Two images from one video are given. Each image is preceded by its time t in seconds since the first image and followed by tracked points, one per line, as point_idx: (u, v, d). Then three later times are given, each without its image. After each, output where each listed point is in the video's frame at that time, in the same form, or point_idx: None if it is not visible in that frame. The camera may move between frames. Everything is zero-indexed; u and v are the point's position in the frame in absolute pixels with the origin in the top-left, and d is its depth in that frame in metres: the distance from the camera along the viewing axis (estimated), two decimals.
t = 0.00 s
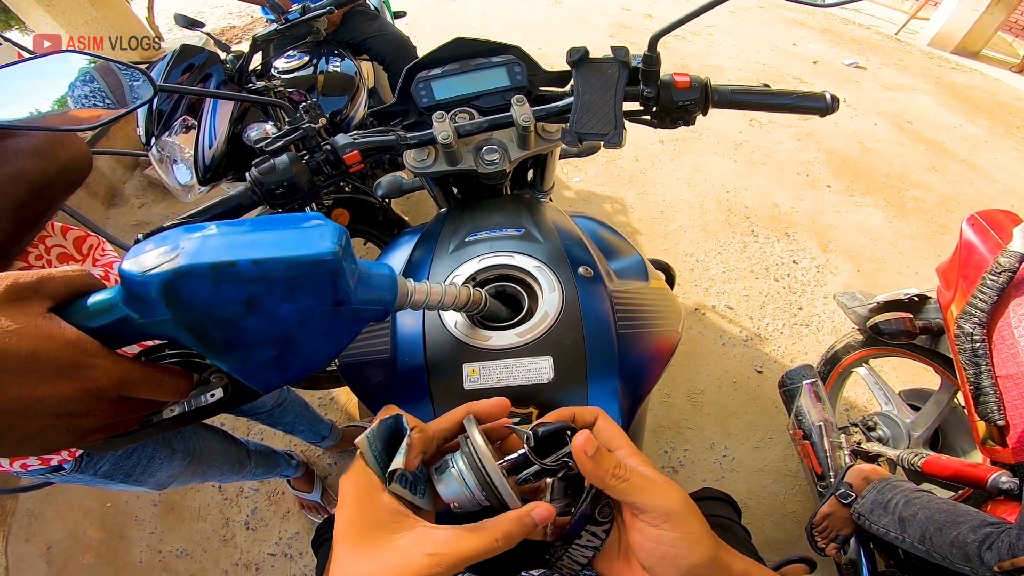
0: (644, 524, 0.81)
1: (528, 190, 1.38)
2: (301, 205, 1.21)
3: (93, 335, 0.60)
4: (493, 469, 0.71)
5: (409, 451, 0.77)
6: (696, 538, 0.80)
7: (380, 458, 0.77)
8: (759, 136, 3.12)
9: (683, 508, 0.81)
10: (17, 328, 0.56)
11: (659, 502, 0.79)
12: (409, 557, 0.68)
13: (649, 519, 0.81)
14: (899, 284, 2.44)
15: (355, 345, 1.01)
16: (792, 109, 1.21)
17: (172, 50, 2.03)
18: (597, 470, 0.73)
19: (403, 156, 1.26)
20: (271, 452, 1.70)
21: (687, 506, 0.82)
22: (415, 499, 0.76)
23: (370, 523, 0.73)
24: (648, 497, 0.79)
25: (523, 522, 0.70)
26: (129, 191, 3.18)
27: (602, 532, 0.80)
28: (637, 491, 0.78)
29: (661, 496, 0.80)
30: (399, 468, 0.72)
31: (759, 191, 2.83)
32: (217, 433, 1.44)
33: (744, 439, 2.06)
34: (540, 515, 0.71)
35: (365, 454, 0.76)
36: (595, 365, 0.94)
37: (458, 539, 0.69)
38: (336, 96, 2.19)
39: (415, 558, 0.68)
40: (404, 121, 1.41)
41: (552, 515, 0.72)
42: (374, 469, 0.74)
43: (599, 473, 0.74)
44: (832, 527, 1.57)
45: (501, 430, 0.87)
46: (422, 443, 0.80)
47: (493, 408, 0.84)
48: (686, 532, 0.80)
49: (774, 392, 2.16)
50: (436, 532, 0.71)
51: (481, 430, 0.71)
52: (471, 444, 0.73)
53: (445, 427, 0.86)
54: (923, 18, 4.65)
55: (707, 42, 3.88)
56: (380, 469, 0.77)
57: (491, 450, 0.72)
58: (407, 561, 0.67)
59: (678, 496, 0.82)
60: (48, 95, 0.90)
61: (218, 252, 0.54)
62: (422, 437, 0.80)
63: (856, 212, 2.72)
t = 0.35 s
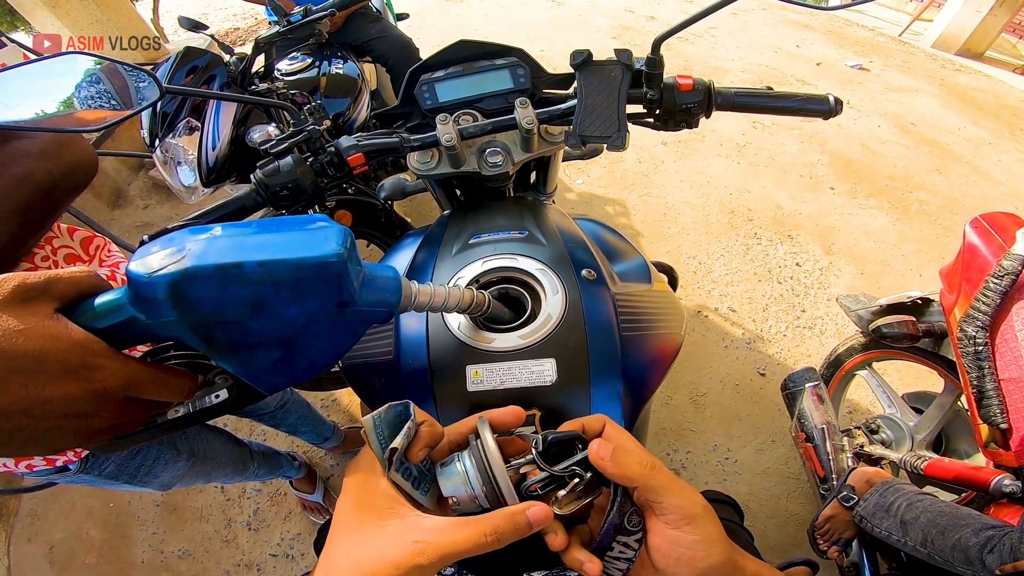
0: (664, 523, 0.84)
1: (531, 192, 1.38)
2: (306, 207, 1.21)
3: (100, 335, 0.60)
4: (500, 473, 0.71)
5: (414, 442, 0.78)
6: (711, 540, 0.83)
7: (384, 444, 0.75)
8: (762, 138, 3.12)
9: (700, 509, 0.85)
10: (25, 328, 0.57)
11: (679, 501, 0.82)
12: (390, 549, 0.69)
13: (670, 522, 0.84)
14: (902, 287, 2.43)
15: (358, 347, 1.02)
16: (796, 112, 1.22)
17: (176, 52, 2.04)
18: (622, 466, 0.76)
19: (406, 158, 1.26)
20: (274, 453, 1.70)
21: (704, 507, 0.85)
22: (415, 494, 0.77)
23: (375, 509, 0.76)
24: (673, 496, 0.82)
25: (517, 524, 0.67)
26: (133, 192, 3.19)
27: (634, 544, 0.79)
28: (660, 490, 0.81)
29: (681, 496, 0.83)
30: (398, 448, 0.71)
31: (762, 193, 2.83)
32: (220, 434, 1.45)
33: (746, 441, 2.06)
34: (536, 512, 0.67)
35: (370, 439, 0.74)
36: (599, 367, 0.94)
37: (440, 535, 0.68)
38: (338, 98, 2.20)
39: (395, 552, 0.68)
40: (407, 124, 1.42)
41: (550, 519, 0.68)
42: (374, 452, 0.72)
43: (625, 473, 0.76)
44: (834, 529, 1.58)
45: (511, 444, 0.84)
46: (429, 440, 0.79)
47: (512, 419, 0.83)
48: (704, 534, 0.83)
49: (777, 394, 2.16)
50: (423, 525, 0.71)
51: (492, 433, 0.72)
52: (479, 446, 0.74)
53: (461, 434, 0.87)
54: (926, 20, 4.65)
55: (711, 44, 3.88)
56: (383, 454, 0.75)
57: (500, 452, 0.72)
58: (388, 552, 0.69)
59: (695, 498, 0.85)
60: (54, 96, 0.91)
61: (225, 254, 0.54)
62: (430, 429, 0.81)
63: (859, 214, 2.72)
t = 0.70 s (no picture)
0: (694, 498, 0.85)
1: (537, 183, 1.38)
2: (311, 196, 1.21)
3: (105, 312, 0.60)
4: (524, 451, 0.72)
5: (438, 405, 0.78)
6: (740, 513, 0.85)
7: (408, 400, 0.73)
8: (767, 135, 3.10)
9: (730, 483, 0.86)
10: (27, 302, 0.56)
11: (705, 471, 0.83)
12: (389, 511, 0.70)
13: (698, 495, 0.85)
14: (908, 285, 2.42)
15: (362, 333, 1.02)
16: (802, 103, 1.21)
17: (185, 44, 2.05)
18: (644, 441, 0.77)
19: (412, 148, 1.26)
20: (276, 446, 1.70)
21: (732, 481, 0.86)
22: (430, 461, 0.76)
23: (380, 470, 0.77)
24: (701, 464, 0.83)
25: (532, 501, 0.66)
26: (136, 187, 3.20)
27: (654, 538, 0.79)
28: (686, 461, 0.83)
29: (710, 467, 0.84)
30: (422, 403, 0.70)
31: (766, 190, 2.82)
32: (222, 426, 1.45)
33: (750, 438, 2.05)
34: (551, 487, 0.67)
35: (394, 392, 0.71)
36: (606, 355, 0.93)
37: (442, 499, 0.69)
38: (344, 91, 2.20)
39: (394, 514, 0.69)
40: (412, 115, 1.41)
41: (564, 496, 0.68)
42: (397, 406, 0.70)
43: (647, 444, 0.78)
44: (840, 526, 1.57)
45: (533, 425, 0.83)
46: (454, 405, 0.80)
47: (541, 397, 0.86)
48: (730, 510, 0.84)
49: (781, 391, 2.15)
50: (426, 488, 0.71)
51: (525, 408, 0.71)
52: (503, 415, 0.74)
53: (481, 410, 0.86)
54: (933, 19, 4.62)
55: (716, 41, 3.86)
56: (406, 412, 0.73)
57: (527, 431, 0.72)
58: (387, 514, 0.70)
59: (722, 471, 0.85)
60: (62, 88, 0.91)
61: (232, 229, 0.54)
62: (456, 394, 0.80)
63: (865, 212, 2.70)
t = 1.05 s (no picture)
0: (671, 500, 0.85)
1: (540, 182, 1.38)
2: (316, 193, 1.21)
3: (111, 312, 0.61)
4: (536, 474, 0.73)
5: (458, 426, 0.78)
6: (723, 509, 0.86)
7: (430, 419, 0.75)
8: (774, 134, 3.09)
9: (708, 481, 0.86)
10: (36, 302, 0.57)
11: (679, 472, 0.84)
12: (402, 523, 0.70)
13: (675, 495, 0.86)
14: (914, 286, 2.41)
15: (365, 332, 1.02)
16: (808, 105, 1.20)
17: (191, 42, 2.06)
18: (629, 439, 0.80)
19: (416, 147, 1.26)
20: (279, 442, 1.71)
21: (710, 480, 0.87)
22: (443, 478, 0.76)
23: (394, 482, 0.77)
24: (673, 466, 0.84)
25: (537, 523, 0.66)
26: (143, 182, 3.21)
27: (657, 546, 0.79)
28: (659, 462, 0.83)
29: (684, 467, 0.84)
30: (443, 423, 0.71)
31: (771, 190, 2.81)
32: (226, 423, 1.46)
33: (752, 438, 2.05)
34: (558, 510, 0.67)
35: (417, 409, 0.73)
36: (608, 355, 0.93)
37: (455, 515, 0.69)
38: (350, 89, 2.19)
39: (406, 527, 0.69)
40: (417, 113, 1.41)
41: (571, 519, 0.68)
42: (418, 424, 0.72)
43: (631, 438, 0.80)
44: (841, 526, 1.57)
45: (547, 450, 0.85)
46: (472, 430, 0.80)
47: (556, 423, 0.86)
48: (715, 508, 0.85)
49: (784, 391, 2.15)
50: (439, 503, 0.71)
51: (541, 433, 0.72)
52: (518, 442, 0.75)
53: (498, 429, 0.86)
54: (943, 19, 4.59)
55: (722, 40, 3.85)
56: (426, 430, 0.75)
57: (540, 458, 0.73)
58: (399, 525, 0.70)
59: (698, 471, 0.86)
60: (68, 86, 0.91)
61: (236, 231, 0.54)
62: (476, 418, 0.81)
63: (871, 212, 2.69)
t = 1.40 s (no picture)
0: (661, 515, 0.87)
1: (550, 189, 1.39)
2: (329, 200, 1.22)
3: (137, 325, 0.62)
4: (546, 482, 0.74)
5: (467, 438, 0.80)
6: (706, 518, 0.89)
7: (439, 435, 0.76)
8: (780, 139, 3.09)
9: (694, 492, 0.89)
10: (64, 315, 0.58)
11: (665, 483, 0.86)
12: (417, 535, 0.71)
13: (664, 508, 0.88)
14: (920, 292, 2.41)
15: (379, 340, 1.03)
16: (820, 114, 1.21)
17: (204, 45, 2.10)
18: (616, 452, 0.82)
19: (427, 153, 1.27)
20: (286, 444, 1.73)
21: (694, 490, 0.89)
22: (454, 490, 0.77)
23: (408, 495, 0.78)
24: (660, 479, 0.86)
25: (547, 529, 0.67)
26: (152, 184, 3.23)
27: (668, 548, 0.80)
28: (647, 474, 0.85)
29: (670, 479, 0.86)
30: (453, 437, 0.73)
31: (777, 194, 2.81)
32: (235, 425, 1.47)
33: (756, 443, 2.05)
34: (567, 516, 0.68)
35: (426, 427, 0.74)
36: (619, 365, 0.94)
37: (469, 525, 0.70)
38: (358, 92, 2.21)
39: (422, 539, 0.70)
40: (427, 120, 1.43)
41: (579, 524, 0.69)
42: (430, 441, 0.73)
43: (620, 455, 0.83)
44: (845, 531, 1.57)
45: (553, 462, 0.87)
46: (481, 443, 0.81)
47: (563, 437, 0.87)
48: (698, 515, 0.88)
49: (789, 397, 2.15)
50: (452, 514, 0.72)
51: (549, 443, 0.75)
52: (527, 452, 0.76)
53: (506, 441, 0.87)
54: (950, 22, 4.58)
55: (729, 43, 3.85)
56: (436, 446, 0.75)
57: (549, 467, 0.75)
58: (414, 537, 0.71)
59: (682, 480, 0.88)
60: (80, 88, 0.92)
61: (261, 245, 0.55)
62: (485, 431, 0.80)
63: (878, 217, 2.69)
